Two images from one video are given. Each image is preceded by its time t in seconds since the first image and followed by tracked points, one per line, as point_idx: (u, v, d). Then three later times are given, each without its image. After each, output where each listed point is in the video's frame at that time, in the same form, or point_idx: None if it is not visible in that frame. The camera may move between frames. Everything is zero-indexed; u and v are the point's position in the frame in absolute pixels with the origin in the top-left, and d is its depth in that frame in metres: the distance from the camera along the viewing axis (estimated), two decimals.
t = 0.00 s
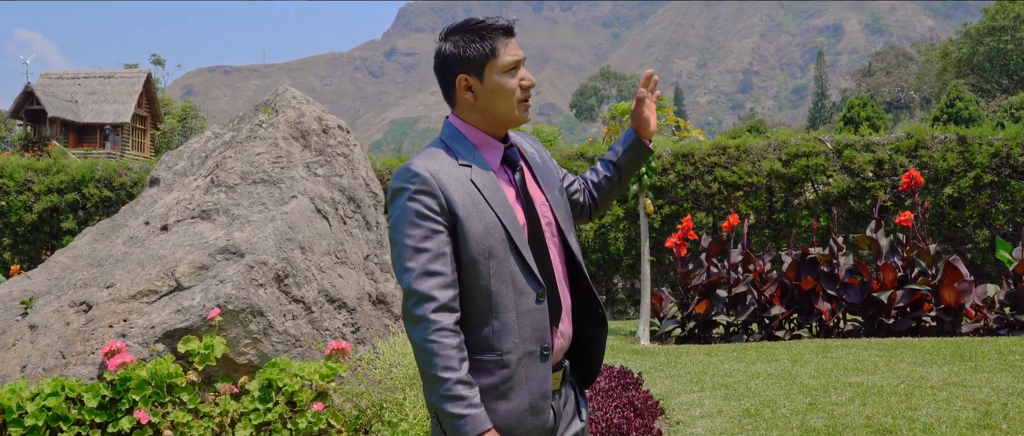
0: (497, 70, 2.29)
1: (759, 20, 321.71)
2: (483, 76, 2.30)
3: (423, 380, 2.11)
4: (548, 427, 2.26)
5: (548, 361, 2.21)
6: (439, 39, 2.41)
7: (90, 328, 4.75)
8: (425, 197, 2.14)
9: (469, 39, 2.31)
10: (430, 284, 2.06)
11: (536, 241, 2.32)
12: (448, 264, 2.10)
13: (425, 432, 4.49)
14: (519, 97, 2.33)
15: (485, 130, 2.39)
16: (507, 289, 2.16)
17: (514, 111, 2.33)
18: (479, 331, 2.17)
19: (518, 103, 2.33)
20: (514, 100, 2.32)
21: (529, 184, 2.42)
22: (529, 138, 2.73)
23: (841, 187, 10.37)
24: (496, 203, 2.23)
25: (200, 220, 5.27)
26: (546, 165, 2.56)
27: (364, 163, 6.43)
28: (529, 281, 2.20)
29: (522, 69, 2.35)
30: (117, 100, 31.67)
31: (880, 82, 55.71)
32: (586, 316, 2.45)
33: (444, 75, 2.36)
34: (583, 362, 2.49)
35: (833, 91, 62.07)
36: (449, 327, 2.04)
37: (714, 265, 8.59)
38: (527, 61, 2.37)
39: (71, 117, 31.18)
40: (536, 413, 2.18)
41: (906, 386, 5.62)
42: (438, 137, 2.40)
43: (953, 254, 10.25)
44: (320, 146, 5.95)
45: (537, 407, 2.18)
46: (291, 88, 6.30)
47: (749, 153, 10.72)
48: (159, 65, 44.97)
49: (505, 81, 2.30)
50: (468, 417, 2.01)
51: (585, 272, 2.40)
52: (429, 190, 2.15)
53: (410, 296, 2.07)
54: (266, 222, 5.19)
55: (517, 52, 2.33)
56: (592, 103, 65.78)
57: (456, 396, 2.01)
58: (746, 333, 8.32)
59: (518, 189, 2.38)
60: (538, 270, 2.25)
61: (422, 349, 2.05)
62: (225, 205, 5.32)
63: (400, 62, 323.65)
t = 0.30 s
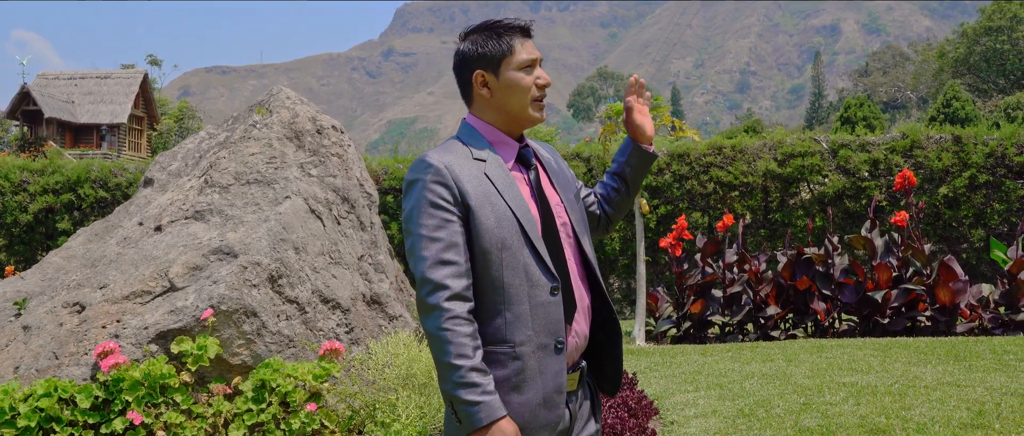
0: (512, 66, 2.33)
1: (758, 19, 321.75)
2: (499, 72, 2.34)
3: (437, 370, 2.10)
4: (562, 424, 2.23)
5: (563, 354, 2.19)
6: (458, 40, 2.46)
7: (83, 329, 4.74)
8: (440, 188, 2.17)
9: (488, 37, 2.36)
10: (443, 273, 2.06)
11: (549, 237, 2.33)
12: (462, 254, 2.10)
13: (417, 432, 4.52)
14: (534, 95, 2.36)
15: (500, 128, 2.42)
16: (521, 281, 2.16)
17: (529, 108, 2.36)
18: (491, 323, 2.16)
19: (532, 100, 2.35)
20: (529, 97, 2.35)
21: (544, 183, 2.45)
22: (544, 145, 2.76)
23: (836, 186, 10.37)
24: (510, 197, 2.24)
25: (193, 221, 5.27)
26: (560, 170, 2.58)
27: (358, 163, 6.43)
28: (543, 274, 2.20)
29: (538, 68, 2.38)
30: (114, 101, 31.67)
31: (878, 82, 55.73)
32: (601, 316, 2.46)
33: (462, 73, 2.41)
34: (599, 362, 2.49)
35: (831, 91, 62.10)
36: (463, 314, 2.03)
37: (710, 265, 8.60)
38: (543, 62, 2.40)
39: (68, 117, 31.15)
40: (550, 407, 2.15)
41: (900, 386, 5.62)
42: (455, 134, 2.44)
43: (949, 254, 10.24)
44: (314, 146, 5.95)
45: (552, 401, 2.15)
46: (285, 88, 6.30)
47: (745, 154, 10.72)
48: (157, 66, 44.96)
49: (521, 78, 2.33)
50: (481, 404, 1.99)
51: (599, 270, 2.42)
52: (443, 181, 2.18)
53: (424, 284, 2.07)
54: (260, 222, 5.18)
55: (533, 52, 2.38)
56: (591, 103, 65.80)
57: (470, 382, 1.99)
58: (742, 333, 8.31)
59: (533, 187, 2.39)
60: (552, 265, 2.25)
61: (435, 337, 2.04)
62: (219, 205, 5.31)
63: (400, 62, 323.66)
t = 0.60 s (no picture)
0: (538, 67, 2.36)
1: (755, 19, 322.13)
2: (525, 71, 2.36)
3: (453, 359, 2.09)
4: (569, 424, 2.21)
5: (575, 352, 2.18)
6: (487, 41, 2.49)
7: (75, 329, 4.73)
8: (462, 179, 2.17)
9: (516, 38, 2.39)
10: (464, 262, 2.06)
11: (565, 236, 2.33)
12: (481, 245, 2.10)
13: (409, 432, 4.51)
14: (558, 97, 2.37)
15: (522, 127, 2.43)
16: (537, 276, 2.16)
17: (552, 110, 2.38)
18: (506, 317, 2.16)
19: (556, 102, 2.37)
20: (552, 99, 2.37)
21: (562, 185, 2.46)
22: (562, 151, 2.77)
23: (830, 187, 10.39)
24: (529, 193, 2.25)
25: (186, 221, 5.26)
26: (575, 173, 2.60)
27: (351, 164, 6.43)
28: (559, 271, 2.20)
29: (563, 72, 2.40)
30: (109, 101, 31.64)
31: (873, 82, 55.84)
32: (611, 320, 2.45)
33: (488, 72, 2.43)
34: (608, 365, 2.48)
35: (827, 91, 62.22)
36: (482, 304, 2.03)
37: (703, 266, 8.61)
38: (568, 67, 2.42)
39: (63, 117, 31.09)
40: (560, 404, 2.14)
41: (893, 386, 5.64)
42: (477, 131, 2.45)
43: (942, 254, 10.27)
44: (307, 147, 5.94)
45: (562, 398, 2.14)
46: (278, 89, 6.30)
47: (739, 154, 10.74)
48: (151, 66, 44.90)
49: (545, 79, 2.35)
50: (499, 392, 1.98)
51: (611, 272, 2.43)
52: (464, 172, 2.18)
53: (443, 272, 2.06)
54: (253, 222, 5.18)
55: (559, 56, 2.41)
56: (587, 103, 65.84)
57: (487, 371, 1.99)
58: (735, 333, 8.33)
59: (552, 186, 2.39)
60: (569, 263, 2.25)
61: (454, 325, 2.03)
62: (212, 206, 5.31)
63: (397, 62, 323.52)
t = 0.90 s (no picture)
0: (552, 67, 2.32)
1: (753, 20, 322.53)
2: (540, 72, 2.32)
3: (470, 359, 2.10)
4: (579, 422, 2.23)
5: (586, 352, 2.20)
6: (498, 41, 2.45)
7: (70, 330, 4.73)
8: (475, 181, 2.17)
9: (529, 39, 2.35)
10: (479, 263, 2.07)
11: (578, 236, 2.33)
12: (496, 247, 2.11)
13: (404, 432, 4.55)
14: (572, 97, 2.36)
15: (536, 128, 2.42)
16: (550, 277, 2.17)
17: (567, 110, 2.36)
18: (519, 318, 2.16)
19: (570, 103, 2.36)
20: (567, 99, 2.35)
21: (574, 184, 2.46)
22: (575, 149, 2.76)
23: (825, 188, 10.41)
24: (542, 194, 2.25)
25: (181, 222, 5.27)
26: (589, 173, 2.59)
27: (346, 164, 6.43)
28: (572, 271, 2.21)
29: (577, 70, 2.38)
30: (104, 101, 31.61)
31: (869, 83, 55.97)
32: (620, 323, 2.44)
33: (502, 73, 2.40)
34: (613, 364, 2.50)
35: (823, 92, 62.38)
36: (497, 304, 2.04)
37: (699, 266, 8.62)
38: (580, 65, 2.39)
39: (58, 117, 31.04)
40: (570, 402, 2.17)
41: (888, 387, 5.65)
42: (491, 131, 2.43)
43: (937, 255, 10.30)
44: (303, 147, 5.94)
45: (572, 397, 2.17)
46: (274, 89, 6.30)
47: (734, 155, 10.76)
48: (148, 66, 44.87)
49: (560, 79, 2.33)
50: (518, 391, 1.99)
51: (621, 272, 2.40)
52: (478, 174, 2.18)
53: (459, 274, 2.07)
54: (248, 223, 5.18)
55: (572, 54, 2.37)
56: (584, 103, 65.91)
57: (506, 370, 2.00)
58: (731, 333, 8.35)
59: (564, 186, 2.40)
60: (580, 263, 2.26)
61: (471, 326, 2.04)
62: (207, 207, 5.30)
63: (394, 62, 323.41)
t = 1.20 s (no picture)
0: (559, 69, 2.32)
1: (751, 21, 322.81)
2: (547, 75, 2.33)
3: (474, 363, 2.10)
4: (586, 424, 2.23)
5: (592, 354, 2.20)
6: (504, 45, 2.45)
7: (66, 331, 4.73)
8: (483, 185, 2.18)
9: (534, 42, 2.35)
10: (484, 268, 2.07)
11: (586, 239, 2.33)
12: (502, 251, 2.11)
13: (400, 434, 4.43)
14: (581, 97, 2.36)
15: (545, 130, 2.43)
16: (556, 280, 2.17)
17: (576, 112, 2.37)
18: (525, 321, 2.17)
19: (579, 104, 2.36)
20: (575, 100, 2.35)
21: (583, 186, 2.46)
22: (587, 151, 2.78)
23: (822, 189, 10.42)
24: (550, 197, 2.25)
25: (178, 222, 5.27)
26: (599, 173, 2.61)
27: (343, 165, 6.44)
28: (578, 274, 2.21)
29: (584, 69, 2.38)
30: (101, 101, 31.55)
31: (867, 84, 56.05)
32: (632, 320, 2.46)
33: (510, 78, 2.40)
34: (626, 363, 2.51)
35: (820, 93, 62.45)
36: (502, 309, 2.04)
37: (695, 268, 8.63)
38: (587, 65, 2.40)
39: (55, 117, 30.99)
40: (577, 405, 2.16)
41: (884, 388, 5.66)
42: (500, 135, 2.45)
43: (933, 257, 10.32)
44: (300, 148, 5.94)
45: (579, 399, 2.16)
46: (271, 90, 6.30)
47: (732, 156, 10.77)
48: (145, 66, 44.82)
49: (568, 80, 2.33)
50: (518, 397, 1.99)
51: (635, 269, 2.40)
52: (485, 178, 2.19)
53: (464, 278, 2.08)
54: (245, 223, 5.17)
55: (578, 54, 2.37)
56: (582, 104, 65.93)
57: (507, 376, 2.00)
58: (728, 334, 8.37)
59: (574, 189, 2.42)
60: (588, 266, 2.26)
61: (475, 331, 2.05)
62: (204, 207, 5.31)
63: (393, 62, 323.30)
